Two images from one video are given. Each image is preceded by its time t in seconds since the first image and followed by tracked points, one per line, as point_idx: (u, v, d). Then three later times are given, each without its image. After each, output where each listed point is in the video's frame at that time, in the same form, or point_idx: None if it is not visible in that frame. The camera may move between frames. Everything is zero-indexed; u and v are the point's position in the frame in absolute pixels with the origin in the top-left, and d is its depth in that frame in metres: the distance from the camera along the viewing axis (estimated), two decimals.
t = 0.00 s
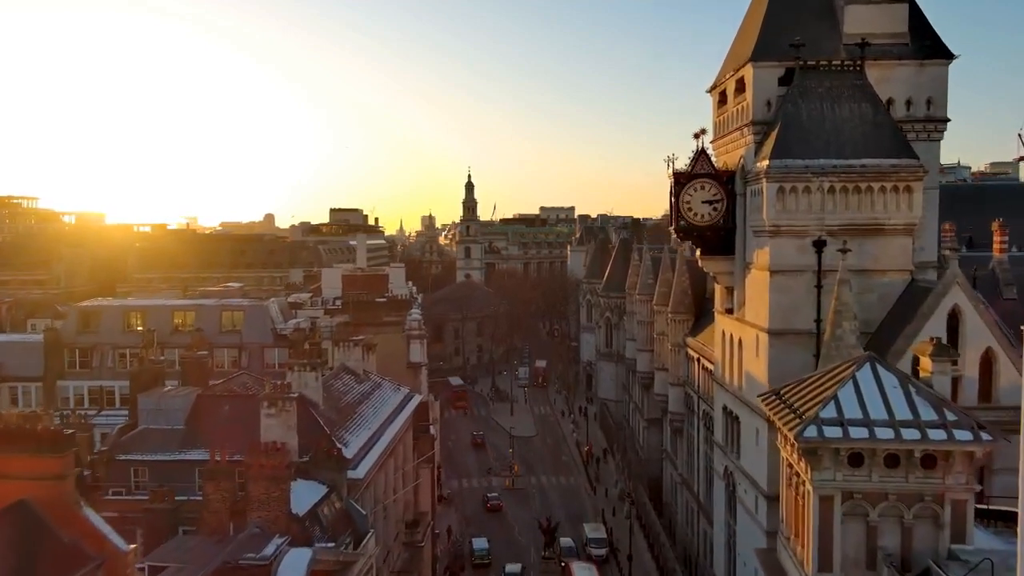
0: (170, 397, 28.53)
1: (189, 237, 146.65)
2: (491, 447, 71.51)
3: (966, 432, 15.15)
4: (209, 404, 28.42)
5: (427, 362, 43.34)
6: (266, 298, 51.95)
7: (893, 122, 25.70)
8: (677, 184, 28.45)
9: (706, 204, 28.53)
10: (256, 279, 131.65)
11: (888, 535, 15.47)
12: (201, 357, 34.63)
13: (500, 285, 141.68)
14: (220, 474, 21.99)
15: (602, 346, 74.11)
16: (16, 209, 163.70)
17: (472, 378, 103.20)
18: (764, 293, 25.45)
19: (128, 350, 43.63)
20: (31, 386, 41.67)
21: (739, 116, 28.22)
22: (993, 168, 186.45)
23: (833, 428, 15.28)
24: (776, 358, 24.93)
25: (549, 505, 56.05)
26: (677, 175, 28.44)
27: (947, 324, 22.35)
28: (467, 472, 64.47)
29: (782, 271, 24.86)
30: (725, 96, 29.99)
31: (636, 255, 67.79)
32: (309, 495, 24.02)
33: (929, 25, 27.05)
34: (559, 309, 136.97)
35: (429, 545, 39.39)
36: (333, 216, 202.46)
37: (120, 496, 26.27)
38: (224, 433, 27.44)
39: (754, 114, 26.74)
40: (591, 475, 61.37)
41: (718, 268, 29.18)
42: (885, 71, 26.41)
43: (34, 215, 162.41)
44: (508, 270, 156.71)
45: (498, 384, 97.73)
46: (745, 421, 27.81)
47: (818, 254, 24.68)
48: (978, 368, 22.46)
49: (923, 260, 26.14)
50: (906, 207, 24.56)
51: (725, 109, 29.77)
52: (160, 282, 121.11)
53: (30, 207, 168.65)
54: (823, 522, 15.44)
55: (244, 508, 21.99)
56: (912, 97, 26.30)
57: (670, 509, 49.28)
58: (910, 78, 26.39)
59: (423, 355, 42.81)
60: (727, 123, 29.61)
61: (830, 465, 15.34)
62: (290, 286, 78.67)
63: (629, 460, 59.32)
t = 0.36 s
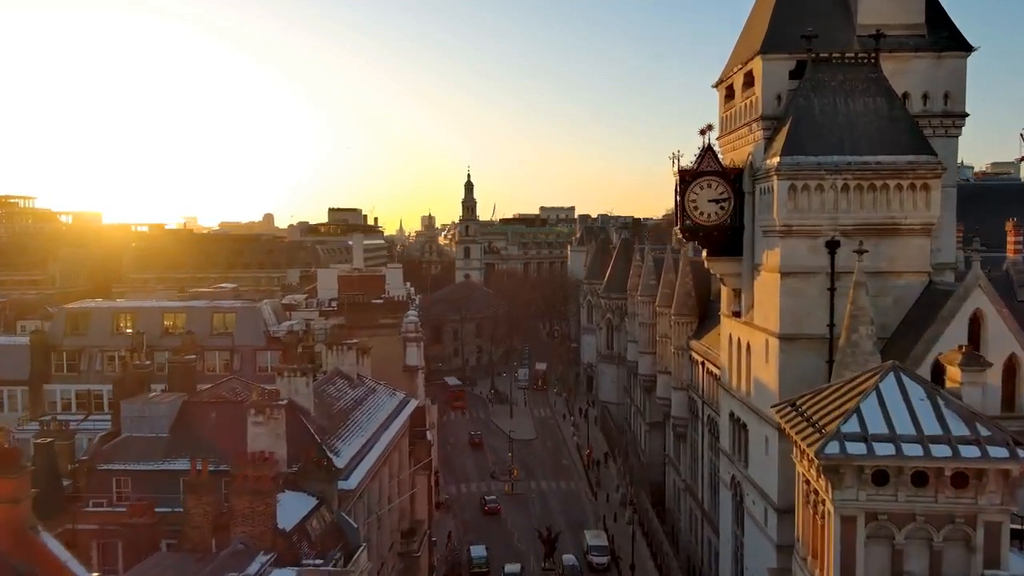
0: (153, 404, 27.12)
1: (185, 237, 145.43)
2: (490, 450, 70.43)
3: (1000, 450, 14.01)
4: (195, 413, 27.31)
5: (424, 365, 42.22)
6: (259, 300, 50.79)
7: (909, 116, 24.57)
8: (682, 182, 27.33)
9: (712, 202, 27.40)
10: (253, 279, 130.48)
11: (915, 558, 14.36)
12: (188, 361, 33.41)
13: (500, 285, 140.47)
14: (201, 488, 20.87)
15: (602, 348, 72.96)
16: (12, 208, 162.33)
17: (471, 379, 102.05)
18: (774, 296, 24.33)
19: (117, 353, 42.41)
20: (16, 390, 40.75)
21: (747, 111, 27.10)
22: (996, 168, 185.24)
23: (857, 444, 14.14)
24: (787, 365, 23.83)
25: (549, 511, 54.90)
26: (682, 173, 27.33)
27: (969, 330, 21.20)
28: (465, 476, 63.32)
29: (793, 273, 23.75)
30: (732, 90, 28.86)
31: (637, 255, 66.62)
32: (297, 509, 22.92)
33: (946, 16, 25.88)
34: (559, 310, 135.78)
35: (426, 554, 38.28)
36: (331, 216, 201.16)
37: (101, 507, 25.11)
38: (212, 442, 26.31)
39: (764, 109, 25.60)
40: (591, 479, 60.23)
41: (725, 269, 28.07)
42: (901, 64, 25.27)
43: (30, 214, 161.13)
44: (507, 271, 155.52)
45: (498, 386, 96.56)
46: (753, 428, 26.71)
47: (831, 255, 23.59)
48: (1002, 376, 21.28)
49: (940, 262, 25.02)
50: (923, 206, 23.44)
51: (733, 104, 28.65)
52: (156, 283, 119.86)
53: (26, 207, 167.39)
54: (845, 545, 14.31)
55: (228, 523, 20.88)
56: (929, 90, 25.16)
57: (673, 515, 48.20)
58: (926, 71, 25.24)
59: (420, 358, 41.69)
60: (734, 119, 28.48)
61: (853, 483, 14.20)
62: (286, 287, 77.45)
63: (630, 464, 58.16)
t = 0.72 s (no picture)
0: (136, 412, 26.12)
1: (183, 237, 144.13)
2: (489, 453, 69.28)
3: None
4: (181, 421, 26.15)
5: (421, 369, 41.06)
6: (253, 301, 49.62)
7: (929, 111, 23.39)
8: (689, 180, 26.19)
9: (720, 201, 26.27)
10: (251, 280, 129.24)
11: None
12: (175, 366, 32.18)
13: (500, 286, 139.22)
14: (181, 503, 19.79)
15: (603, 350, 71.79)
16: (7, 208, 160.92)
17: (471, 381, 100.83)
18: (786, 299, 23.20)
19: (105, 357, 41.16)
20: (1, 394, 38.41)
21: (756, 106, 25.96)
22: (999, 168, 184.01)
23: (886, 463, 12.97)
24: (800, 372, 22.70)
25: (549, 517, 53.72)
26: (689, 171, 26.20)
27: (995, 336, 20.02)
28: (464, 481, 62.15)
29: (806, 275, 22.61)
30: (742, 85, 27.73)
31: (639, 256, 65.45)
32: (285, 523, 21.79)
33: (966, 6, 24.72)
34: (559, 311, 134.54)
35: (423, 564, 37.12)
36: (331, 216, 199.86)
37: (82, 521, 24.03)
38: (198, 451, 25.10)
39: (775, 104, 24.46)
40: (593, 484, 59.07)
41: (734, 271, 26.95)
42: (919, 57, 24.13)
43: (26, 214, 159.57)
44: (507, 271, 154.26)
45: (497, 388, 95.36)
46: (763, 437, 25.58)
47: (847, 257, 22.46)
48: None
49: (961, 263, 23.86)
50: (944, 204, 22.26)
51: (741, 99, 27.52)
52: (152, 283, 118.53)
53: (23, 207, 166.19)
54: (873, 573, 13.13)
55: (210, 540, 19.70)
56: (948, 84, 24.02)
57: (676, 522, 47.06)
58: (946, 63, 24.09)
59: (417, 362, 40.54)
60: (743, 114, 27.35)
61: (882, 506, 13.03)
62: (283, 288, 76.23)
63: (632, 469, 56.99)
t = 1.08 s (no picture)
0: (118, 420, 24.88)
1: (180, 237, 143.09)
2: (488, 456, 68.16)
3: None
4: (167, 429, 25.32)
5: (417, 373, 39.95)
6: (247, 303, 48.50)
7: (950, 104, 22.22)
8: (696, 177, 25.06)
9: (729, 199, 25.14)
10: (247, 280, 127.97)
11: None
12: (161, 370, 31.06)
13: (500, 287, 138.12)
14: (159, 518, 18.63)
15: (604, 352, 70.70)
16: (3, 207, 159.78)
17: (470, 383, 99.79)
18: (799, 303, 22.07)
19: (92, 360, 39.99)
20: None
21: (767, 100, 24.82)
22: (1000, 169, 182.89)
23: (921, 486, 11.85)
24: (813, 380, 21.57)
25: (550, 523, 52.57)
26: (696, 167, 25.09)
27: None
28: (462, 485, 61.01)
29: (820, 277, 21.49)
30: (751, 78, 26.58)
31: (641, 257, 64.35)
32: (272, 537, 20.77)
33: None
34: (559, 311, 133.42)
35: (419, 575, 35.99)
36: (330, 215, 198.66)
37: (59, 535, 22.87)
38: (181, 463, 24.17)
39: (787, 97, 23.32)
40: (594, 489, 57.96)
41: (743, 273, 25.84)
42: (939, 48, 23.01)
43: (23, 214, 158.46)
44: (507, 271, 153.20)
45: (497, 389, 94.28)
46: (773, 446, 24.40)
47: (863, 258, 21.35)
48: None
49: (982, 266, 22.71)
50: (966, 202, 21.11)
51: (751, 93, 26.39)
52: (148, 283, 117.44)
53: (20, 207, 165.15)
54: None
55: (190, 558, 18.61)
56: (969, 76, 22.90)
57: (680, 529, 45.95)
58: (967, 55, 22.96)
59: (413, 366, 39.45)
60: (753, 109, 26.19)
61: (915, 532, 11.90)
62: (279, 288, 75.12)
63: (634, 474, 55.87)
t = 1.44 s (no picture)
0: (100, 428, 23.68)
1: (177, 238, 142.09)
2: (487, 459, 67.15)
3: None
4: (151, 438, 24.17)
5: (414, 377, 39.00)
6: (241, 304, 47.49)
7: (971, 98, 21.17)
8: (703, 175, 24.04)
9: (737, 198, 24.11)
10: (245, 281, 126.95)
11: None
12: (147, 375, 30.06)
13: (500, 288, 137.10)
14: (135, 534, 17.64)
15: (605, 354, 69.69)
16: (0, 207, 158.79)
17: (469, 384, 98.79)
18: (811, 306, 21.05)
19: (80, 364, 39.01)
20: None
21: (777, 95, 23.81)
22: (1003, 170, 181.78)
23: (957, 511, 10.82)
24: (826, 387, 20.54)
25: (549, 528, 51.54)
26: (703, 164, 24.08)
27: None
28: (461, 489, 60.03)
29: (834, 280, 20.43)
30: (760, 72, 25.54)
31: (643, 257, 63.30)
32: (257, 553, 19.75)
33: None
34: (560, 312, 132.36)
35: None
36: (329, 215, 197.70)
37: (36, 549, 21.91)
38: (162, 472, 23.11)
39: (799, 92, 22.30)
40: (595, 493, 56.95)
41: (751, 274, 24.83)
42: (959, 39, 21.96)
43: (21, 214, 157.50)
44: (507, 272, 152.12)
45: (497, 391, 93.26)
46: (784, 456, 23.36)
47: (879, 259, 20.33)
48: None
49: (1003, 267, 21.66)
50: (988, 201, 20.08)
51: (759, 87, 25.38)
52: (145, 284, 116.46)
53: (18, 206, 164.26)
54: None
55: None
56: (990, 69, 21.83)
57: (683, 536, 44.93)
58: (987, 46, 21.91)
59: (410, 369, 38.48)
60: (762, 104, 25.17)
61: (950, 559, 10.89)
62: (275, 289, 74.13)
63: (635, 478, 54.84)
